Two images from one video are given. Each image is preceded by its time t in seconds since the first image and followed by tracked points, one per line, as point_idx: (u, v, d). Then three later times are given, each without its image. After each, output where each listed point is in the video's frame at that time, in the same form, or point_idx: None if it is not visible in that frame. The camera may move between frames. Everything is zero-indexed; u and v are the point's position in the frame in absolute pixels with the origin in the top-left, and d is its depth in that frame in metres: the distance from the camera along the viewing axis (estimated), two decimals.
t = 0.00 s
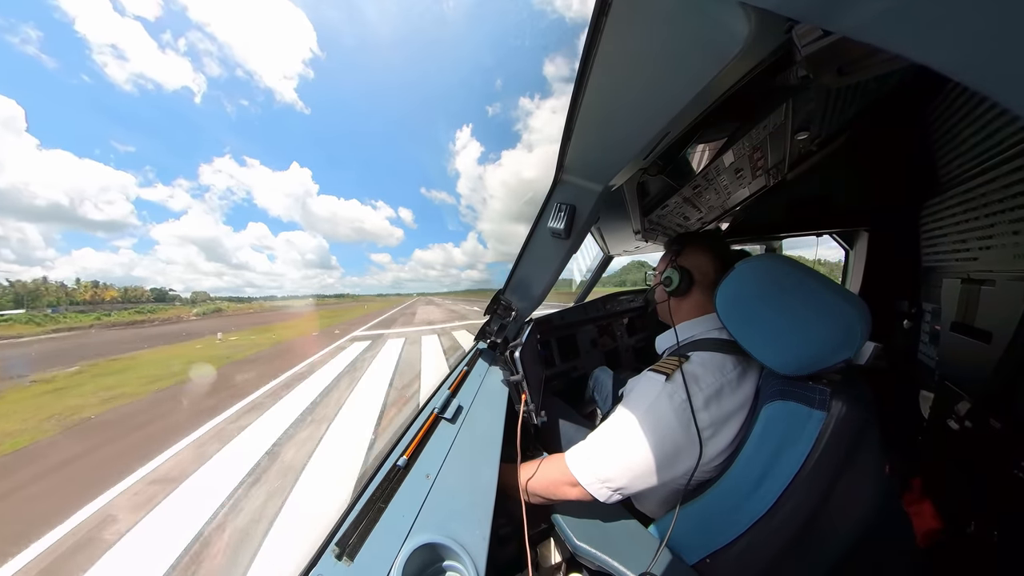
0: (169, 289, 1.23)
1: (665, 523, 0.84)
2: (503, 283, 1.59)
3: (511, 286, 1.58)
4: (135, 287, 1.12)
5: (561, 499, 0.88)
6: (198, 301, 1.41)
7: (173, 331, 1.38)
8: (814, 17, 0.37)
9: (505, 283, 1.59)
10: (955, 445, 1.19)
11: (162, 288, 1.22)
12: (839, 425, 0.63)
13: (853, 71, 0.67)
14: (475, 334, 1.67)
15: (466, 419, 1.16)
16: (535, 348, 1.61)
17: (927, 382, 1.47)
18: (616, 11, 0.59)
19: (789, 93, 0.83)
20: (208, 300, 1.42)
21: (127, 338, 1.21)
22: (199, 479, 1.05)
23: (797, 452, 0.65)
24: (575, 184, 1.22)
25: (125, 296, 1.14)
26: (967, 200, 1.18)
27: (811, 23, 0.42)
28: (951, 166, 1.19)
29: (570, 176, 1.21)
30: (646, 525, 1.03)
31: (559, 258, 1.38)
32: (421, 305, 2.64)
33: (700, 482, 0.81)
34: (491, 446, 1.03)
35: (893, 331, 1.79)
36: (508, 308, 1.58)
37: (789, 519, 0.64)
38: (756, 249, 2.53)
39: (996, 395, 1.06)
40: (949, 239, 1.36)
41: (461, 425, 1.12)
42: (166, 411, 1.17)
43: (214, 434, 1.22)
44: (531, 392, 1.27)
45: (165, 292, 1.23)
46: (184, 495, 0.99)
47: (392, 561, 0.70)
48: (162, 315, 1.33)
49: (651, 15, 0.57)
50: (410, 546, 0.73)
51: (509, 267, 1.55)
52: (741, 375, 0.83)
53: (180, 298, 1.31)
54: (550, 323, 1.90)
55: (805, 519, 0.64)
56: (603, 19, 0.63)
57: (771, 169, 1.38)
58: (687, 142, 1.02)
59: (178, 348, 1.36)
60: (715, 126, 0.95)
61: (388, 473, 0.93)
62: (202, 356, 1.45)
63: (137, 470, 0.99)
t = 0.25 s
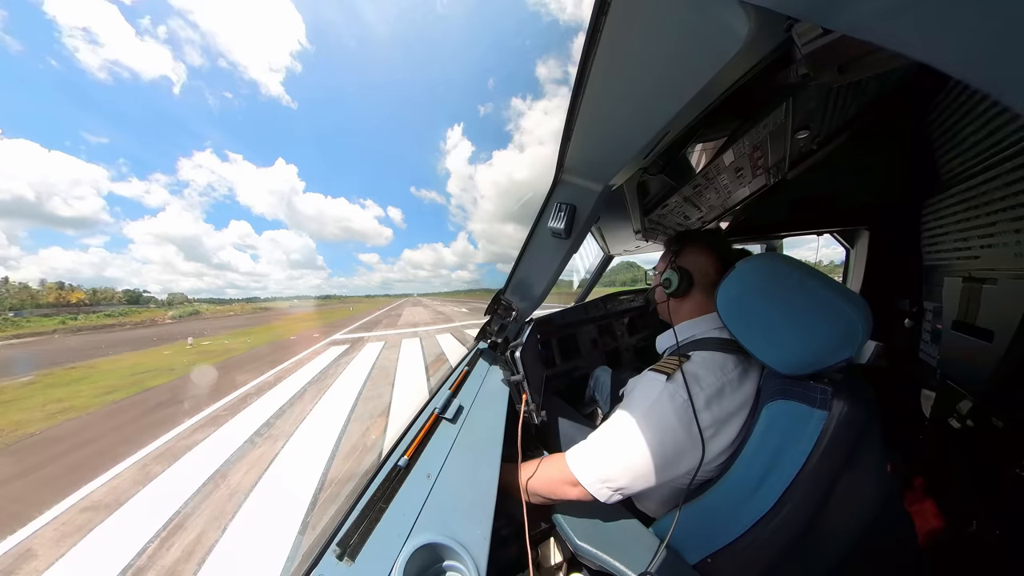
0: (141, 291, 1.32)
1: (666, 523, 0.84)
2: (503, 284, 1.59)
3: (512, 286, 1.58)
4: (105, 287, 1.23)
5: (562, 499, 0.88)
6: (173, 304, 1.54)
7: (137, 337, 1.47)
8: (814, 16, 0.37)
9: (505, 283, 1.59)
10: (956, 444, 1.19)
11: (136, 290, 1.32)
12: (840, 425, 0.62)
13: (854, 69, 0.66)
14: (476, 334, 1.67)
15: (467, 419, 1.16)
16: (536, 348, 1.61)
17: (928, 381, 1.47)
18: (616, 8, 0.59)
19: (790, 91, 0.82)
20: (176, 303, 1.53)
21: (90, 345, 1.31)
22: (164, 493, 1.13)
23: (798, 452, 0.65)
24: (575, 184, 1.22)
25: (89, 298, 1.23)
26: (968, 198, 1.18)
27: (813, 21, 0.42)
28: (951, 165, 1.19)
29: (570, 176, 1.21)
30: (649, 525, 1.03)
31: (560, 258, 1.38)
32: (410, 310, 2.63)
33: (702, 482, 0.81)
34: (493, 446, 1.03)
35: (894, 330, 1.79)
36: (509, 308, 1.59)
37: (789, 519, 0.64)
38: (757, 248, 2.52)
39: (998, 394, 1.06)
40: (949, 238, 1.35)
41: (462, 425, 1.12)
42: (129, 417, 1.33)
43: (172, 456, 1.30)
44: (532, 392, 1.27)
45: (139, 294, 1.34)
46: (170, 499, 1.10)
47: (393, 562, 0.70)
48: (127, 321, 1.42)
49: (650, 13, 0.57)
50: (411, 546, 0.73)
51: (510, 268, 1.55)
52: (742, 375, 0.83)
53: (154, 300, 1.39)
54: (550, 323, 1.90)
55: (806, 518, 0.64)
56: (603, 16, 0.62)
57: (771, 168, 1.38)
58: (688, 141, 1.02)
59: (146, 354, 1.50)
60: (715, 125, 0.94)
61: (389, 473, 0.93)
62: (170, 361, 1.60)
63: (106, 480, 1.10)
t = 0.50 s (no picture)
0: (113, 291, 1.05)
1: (668, 522, 0.84)
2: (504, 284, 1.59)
3: (512, 286, 1.58)
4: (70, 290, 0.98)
5: (562, 499, 0.88)
6: (148, 305, 1.20)
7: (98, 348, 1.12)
8: (813, 14, 0.37)
9: (506, 283, 1.59)
10: (957, 443, 1.19)
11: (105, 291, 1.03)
12: (841, 424, 0.62)
13: (853, 68, 0.66)
14: (477, 334, 1.67)
15: (468, 419, 1.16)
16: (536, 348, 1.61)
17: (930, 380, 1.46)
18: (614, 6, 0.59)
19: (789, 90, 0.82)
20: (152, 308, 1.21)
21: (54, 352, 0.96)
22: (120, 496, 0.94)
23: (799, 452, 0.65)
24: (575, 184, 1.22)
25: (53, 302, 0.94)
26: (969, 196, 1.17)
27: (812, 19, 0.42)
28: (952, 163, 1.19)
29: (570, 176, 1.21)
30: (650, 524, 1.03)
31: (560, 258, 1.38)
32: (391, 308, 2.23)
33: (703, 481, 0.81)
34: (493, 446, 1.03)
35: (895, 329, 1.78)
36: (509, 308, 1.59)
37: (790, 519, 0.64)
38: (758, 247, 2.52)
39: (1000, 393, 1.06)
40: (951, 236, 1.35)
41: (463, 425, 1.12)
42: (79, 430, 0.99)
43: (117, 474, 0.97)
44: (533, 392, 1.27)
45: (108, 295, 1.05)
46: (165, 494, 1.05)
47: (394, 562, 0.70)
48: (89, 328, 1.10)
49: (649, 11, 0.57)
50: (412, 547, 0.72)
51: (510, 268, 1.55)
52: (742, 374, 0.83)
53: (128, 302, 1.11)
54: (551, 323, 1.90)
55: (807, 518, 0.64)
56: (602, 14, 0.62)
57: (772, 167, 1.37)
58: (687, 140, 1.02)
59: (108, 362, 1.14)
60: (714, 124, 0.94)
61: (390, 473, 0.94)
62: (135, 370, 1.22)
63: (42, 501, 0.86)
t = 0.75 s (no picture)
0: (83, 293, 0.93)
1: (670, 521, 0.84)
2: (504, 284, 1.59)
3: (512, 286, 1.58)
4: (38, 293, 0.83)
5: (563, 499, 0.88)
6: (120, 308, 1.08)
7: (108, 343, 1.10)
8: (813, 13, 0.37)
9: (506, 283, 1.59)
10: (958, 442, 1.19)
11: (73, 292, 0.93)
12: (842, 423, 0.62)
13: (853, 66, 0.66)
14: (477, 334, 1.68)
15: (469, 419, 1.16)
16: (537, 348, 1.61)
17: (931, 379, 1.46)
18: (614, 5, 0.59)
19: (789, 89, 0.82)
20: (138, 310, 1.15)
21: None
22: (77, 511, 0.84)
23: (800, 451, 0.65)
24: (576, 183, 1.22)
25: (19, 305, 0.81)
26: (970, 194, 1.17)
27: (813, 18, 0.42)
28: (953, 161, 1.18)
29: (570, 176, 1.20)
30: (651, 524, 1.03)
31: (560, 257, 1.38)
32: (376, 309, 2.09)
33: (704, 480, 0.81)
34: (494, 446, 1.04)
35: (897, 328, 1.78)
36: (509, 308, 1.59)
37: (791, 518, 0.64)
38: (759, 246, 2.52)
39: (1001, 391, 1.06)
40: (952, 234, 1.35)
41: (463, 425, 1.13)
42: (18, 451, 0.82)
43: (54, 498, 0.83)
44: (533, 392, 1.27)
45: (77, 297, 0.94)
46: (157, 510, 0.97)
47: (395, 562, 0.70)
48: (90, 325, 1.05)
49: (649, 10, 0.57)
50: (412, 547, 0.73)
51: (510, 268, 1.55)
52: (743, 374, 0.83)
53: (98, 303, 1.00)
54: (552, 323, 1.90)
55: (808, 517, 0.64)
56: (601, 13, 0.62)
57: (772, 166, 1.37)
58: (687, 139, 1.02)
59: (62, 370, 0.97)
60: (714, 122, 0.94)
61: (391, 473, 0.94)
62: (90, 379, 1.05)
63: None
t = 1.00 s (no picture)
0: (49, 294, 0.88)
1: (670, 522, 0.84)
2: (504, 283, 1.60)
3: (513, 285, 1.58)
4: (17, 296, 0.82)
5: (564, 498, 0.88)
6: (89, 311, 1.03)
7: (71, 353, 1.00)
8: (812, 11, 0.37)
9: (506, 282, 1.59)
10: (959, 441, 1.19)
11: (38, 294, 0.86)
12: (842, 422, 0.62)
13: (853, 64, 0.66)
14: (478, 334, 1.68)
15: (469, 419, 1.16)
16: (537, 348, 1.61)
17: (932, 378, 1.46)
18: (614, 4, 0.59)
19: (789, 88, 0.82)
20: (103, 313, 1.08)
21: None
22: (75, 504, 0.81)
23: (801, 450, 0.64)
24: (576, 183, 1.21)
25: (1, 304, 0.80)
26: (971, 193, 1.17)
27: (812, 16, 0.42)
28: (954, 159, 1.18)
29: (570, 175, 1.20)
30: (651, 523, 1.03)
31: (560, 257, 1.38)
32: (360, 311, 1.94)
33: (705, 480, 0.81)
34: (495, 445, 1.03)
35: (897, 326, 1.78)
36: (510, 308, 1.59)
37: (792, 517, 0.64)
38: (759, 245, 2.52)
39: (1003, 390, 1.05)
40: (953, 233, 1.35)
41: (464, 425, 1.13)
42: None
43: None
44: (534, 392, 1.27)
45: (42, 299, 0.88)
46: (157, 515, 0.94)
47: (395, 562, 0.70)
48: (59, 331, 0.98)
49: (648, 8, 0.57)
50: (413, 547, 0.72)
51: (510, 268, 1.55)
52: (745, 374, 0.83)
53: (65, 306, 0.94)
54: (552, 323, 1.90)
55: (809, 516, 0.64)
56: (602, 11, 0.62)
57: (772, 165, 1.37)
58: (687, 138, 1.01)
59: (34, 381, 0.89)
60: (714, 122, 0.94)
61: (392, 473, 0.94)
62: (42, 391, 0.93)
63: None
